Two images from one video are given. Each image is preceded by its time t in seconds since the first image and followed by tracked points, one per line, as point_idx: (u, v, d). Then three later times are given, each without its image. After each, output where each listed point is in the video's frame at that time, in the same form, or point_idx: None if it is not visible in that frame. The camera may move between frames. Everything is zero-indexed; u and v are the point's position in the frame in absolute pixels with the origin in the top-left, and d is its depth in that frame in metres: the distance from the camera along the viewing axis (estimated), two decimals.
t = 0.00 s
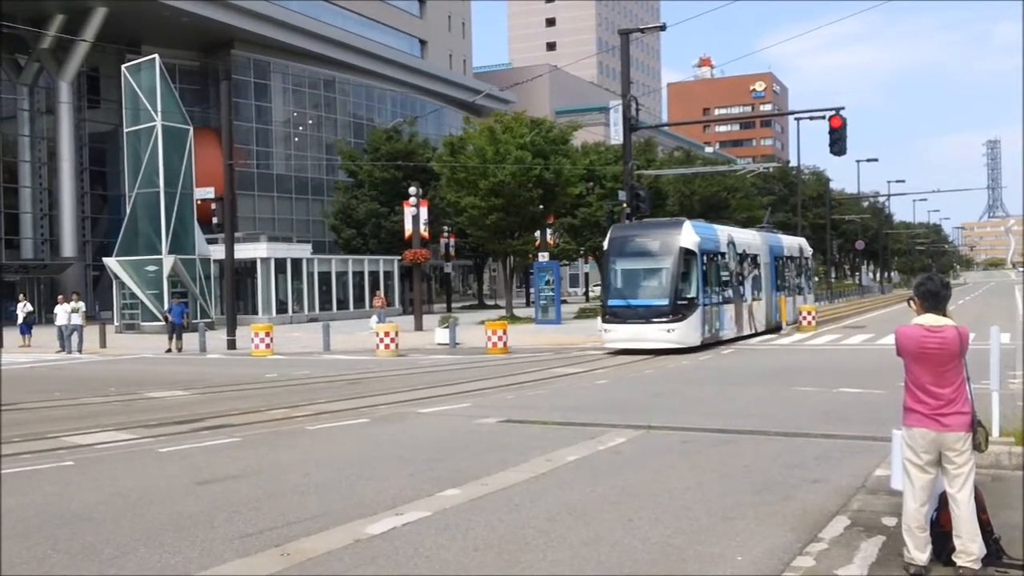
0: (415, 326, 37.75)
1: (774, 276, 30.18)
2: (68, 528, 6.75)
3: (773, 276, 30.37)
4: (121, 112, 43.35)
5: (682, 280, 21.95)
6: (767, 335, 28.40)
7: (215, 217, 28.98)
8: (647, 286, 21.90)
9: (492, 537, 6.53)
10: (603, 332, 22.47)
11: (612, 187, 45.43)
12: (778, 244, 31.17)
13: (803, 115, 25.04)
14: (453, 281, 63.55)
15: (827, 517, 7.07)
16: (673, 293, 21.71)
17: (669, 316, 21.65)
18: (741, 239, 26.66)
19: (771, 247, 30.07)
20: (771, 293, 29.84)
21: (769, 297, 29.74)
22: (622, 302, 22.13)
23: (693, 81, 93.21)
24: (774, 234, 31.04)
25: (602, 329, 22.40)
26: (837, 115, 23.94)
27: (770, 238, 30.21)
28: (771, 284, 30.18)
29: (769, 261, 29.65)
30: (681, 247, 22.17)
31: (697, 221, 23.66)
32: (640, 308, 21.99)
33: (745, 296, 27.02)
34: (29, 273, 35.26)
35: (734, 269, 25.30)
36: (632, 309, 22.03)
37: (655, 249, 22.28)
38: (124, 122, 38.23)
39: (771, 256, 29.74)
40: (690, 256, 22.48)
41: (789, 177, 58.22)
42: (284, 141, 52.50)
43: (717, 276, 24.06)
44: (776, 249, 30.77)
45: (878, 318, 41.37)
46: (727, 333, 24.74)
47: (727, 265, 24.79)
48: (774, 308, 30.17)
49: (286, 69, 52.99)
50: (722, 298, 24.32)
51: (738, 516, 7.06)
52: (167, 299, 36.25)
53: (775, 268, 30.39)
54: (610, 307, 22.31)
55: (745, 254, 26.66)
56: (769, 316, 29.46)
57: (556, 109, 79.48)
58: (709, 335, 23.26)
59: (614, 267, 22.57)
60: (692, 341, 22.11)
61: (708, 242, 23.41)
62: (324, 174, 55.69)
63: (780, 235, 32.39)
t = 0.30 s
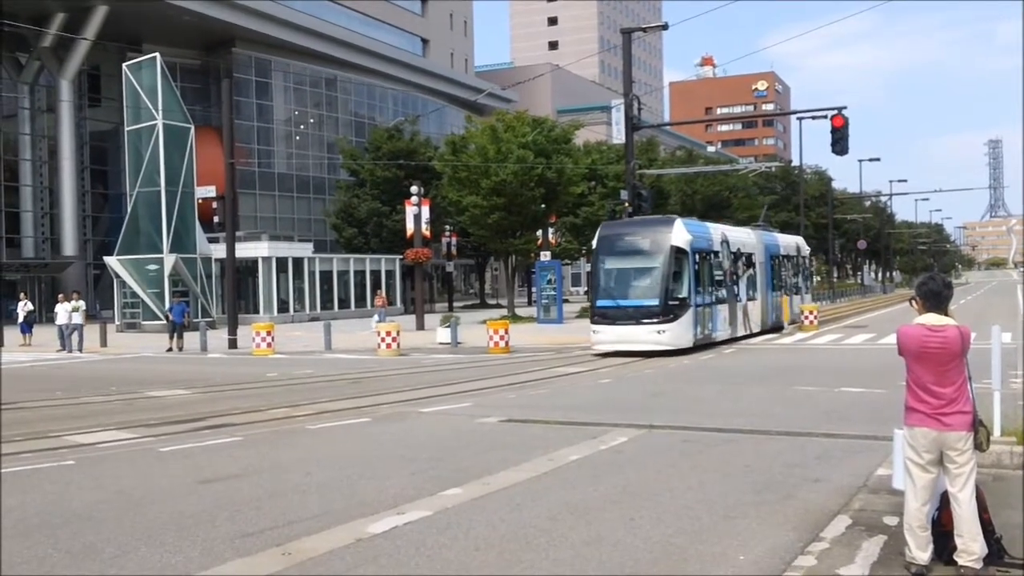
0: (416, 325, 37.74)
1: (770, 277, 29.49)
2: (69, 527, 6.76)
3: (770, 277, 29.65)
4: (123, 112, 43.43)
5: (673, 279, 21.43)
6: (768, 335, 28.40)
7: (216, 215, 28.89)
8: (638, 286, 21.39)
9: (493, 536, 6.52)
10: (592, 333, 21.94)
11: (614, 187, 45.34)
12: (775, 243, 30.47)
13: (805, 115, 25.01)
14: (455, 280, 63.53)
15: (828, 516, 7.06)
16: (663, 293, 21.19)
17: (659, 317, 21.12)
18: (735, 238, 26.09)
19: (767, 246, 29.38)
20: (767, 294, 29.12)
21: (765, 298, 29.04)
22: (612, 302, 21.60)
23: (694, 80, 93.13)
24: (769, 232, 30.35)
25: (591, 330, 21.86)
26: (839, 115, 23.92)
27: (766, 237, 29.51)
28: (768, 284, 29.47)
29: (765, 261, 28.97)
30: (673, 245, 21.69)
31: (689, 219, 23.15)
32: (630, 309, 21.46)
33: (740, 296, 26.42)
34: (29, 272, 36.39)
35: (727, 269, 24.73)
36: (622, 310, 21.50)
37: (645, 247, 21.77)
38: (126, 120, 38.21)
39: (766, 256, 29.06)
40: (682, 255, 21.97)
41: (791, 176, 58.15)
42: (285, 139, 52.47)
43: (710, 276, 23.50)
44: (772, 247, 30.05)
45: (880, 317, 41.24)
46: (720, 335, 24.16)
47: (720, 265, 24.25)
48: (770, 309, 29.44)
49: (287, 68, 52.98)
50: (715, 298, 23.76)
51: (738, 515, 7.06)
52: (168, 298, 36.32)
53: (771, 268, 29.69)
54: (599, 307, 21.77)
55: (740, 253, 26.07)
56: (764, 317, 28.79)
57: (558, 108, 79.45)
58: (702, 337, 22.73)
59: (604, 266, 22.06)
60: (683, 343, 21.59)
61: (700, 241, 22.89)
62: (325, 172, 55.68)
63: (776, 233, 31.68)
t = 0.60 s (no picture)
0: (418, 323, 37.75)
1: (766, 275, 28.66)
2: (71, 525, 6.77)
3: (764, 276, 28.80)
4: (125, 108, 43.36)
5: (663, 277, 20.83)
6: (769, 333, 28.42)
7: (218, 212, 28.88)
8: (626, 285, 20.81)
9: (495, 534, 6.52)
10: (579, 333, 21.41)
11: (615, 185, 45.32)
12: (770, 240, 29.62)
13: (806, 112, 24.99)
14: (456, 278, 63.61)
15: (830, 514, 7.07)
16: (652, 292, 20.61)
17: (648, 317, 20.55)
18: (728, 234, 25.37)
19: (762, 243, 28.53)
20: (762, 293, 28.29)
21: (759, 297, 28.22)
22: (599, 301, 21.05)
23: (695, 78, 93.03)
24: (764, 229, 29.52)
25: (578, 330, 21.30)
26: (841, 112, 23.89)
27: (761, 235, 28.68)
28: (762, 283, 28.63)
29: (760, 259, 28.16)
30: (662, 242, 21.05)
31: (680, 214, 22.49)
32: (618, 308, 20.90)
33: (734, 295, 25.71)
34: (31, 269, 37.01)
35: (720, 266, 24.03)
36: (609, 309, 20.95)
37: (634, 244, 21.16)
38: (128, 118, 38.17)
39: (762, 253, 28.24)
40: (673, 252, 21.35)
41: (793, 174, 58.13)
42: (287, 137, 52.49)
43: (702, 274, 22.84)
44: (767, 244, 29.23)
45: (882, 315, 41.19)
46: (712, 335, 23.50)
47: (713, 262, 23.60)
48: (765, 308, 28.62)
49: (289, 66, 52.96)
50: (707, 296, 23.12)
51: (741, 513, 7.07)
52: (170, 295, 36.50)
53: (766, 267, 28.87)
54: (586, 306, 21.22)
55: (733, 251, 25.36)
56: (758, 317, 27.98)
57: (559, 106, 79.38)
58: (694, 337, 22.12)
59: (591, 264, 21.50)
60: (673, 343, 21.00)
61: (691, 237, 22.23)
62: (327, 171, 55.67)
63: (770, 230, 30.81)
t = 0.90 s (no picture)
0: (421, 323, 37.76)
1: (761, 276, 27.66)
2: (76, 524, 6.78)
3: (760, 277, 27.79)
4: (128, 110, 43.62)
5: (653, 278, 19.89)
6: (772, 334, 28.37)
7: (221, 211, 28.87)
8: (615, 285, 19.87)
9: (499, 535, 6.53)
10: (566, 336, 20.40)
11: (619, 185, 45.31)
12: (767, 240, 28.59)
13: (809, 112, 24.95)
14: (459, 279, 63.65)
15: (833, 514, 7.08)
16: (642, 293, 19.66)
17: (638, 318, 19.60)
18: (723, 234, 24.49)
19: (758, 243, 27.52)
20: (757, 294, 27.32)
21: (755, 298, 27.25)
22: (587, 303, 20.05)
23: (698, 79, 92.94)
24: (761, 229, 28.60)
25: (565, 333, 20.30)
26: (844, 112, 23.88)
27: (757, 234, 27.68)
28: (758, 283, 27.66)
29: (756, 259, 27.20)
30: (653, 242, 20.16)
31: (672, 213, 21.57)
32: (607, 310, 19.92)
33: (728, 296, 24.81)
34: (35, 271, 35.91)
35: (714, 267, 23.17)
36: (598, 311, 19.95)
37: (624, 244, 20.24)
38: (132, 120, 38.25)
39: (757, 253, 27.24)
40: (663, 252, 20.43)
41: (796, 175, 58.07)
42: (291, 138, 52.54)
43: (694, 275, 21.97)
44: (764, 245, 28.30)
45: (886, 315, 41.20)
46: (705, 338, 22.59)
47: (706, 262, 22.71)
48: (761, 310, 27.74)
49: (293, 67, 53.04)
50: (700, 298, 22.24)
51: (744, 513, 7.07)
52: (174, 296, 36.50)
53: (763, 267, 27.95)
54: (573, 308, 20.23)
55: (728, 251, 24.50)
56: (754, 319, 27.08)
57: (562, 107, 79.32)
58: (686, 339, 21.19)
59: (579, 264, 20.54)
60: (664, 347, 20.03)
61: (683, 236, 21.34)
62: (331, 171, 55.71)
63: (767, 229, 29.71)
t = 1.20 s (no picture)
0: (426, 323, 37.71)
1: (759, 275, 27.10)
2: (80, 524, 6.79)
3: (758, 276, 27.23)
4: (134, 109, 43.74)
5: (644, 278, 19.59)
6: (777, 334, 28.26)
7: (226, 212, 28.88)
8: (605, 286, 19.56)
9: (504, 534, 6.51)
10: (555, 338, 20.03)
11: (624, 185, 45.24)
12: (765, 238, 28.02)
13: (814, 110, 24.90)
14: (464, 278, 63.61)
15: (839, 514, 7.06)
16: (633, 294, 19.34)
17: (628, 319, 19.27)
18: (718, 232, 24.04)
19: (755, 241, 26.99)
20: (755, 293, 26.78)
21: (753, 298, 26.71)
22: (576, 303, 19.71)
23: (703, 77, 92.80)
24: (759, 227, 28.04)
25: (554, 335, 19.94)
26: (850, 111, 23.84)
27: (754, 232, 27.14)
28: (756, 283, 27.12)
29: (753, 257, 26.68)
30: (644, 241, 19.89)
31: (663, 211, 21.26)
32: (597, 310, 19.57)
33: (723, 296, 24.32)
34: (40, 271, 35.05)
35: (708, 266, 22.72)
36: (587, 312, 19.61)
37: (614, 243, 19.93)
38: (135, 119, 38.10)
39: (754, 252, 26.71)
40: (655, 251, 20.13)
41: (801, 174, 57.95)
42: (295, 138, 52.60)
43: (688, 274, 21.55)
44: (762, 243, 27.74)
45: (893, 315, 41.13)
46: (699, 339, 22.15)
47: (700, 261, 22.28)
48: (759, 310, 27.21)
49: (298, 67, 53.10)
50: (693, 298, 21.81)
51: (750, 513, 7.05)
52: (179, 296, 37.06)
53: (761, 266, 27.40)
54: (562, 309, 19.89)
55: (723, 250, 24.03)
56: (753, 319, 26.54)
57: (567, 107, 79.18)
58: (679, 341, 20.76)
59: (568, 264, 20.22)
60: (655, 349, 19.68)
61: (674, 236, 21.02)
62: (335, 171, 55.73)
63: (766, 226, 29.09)
